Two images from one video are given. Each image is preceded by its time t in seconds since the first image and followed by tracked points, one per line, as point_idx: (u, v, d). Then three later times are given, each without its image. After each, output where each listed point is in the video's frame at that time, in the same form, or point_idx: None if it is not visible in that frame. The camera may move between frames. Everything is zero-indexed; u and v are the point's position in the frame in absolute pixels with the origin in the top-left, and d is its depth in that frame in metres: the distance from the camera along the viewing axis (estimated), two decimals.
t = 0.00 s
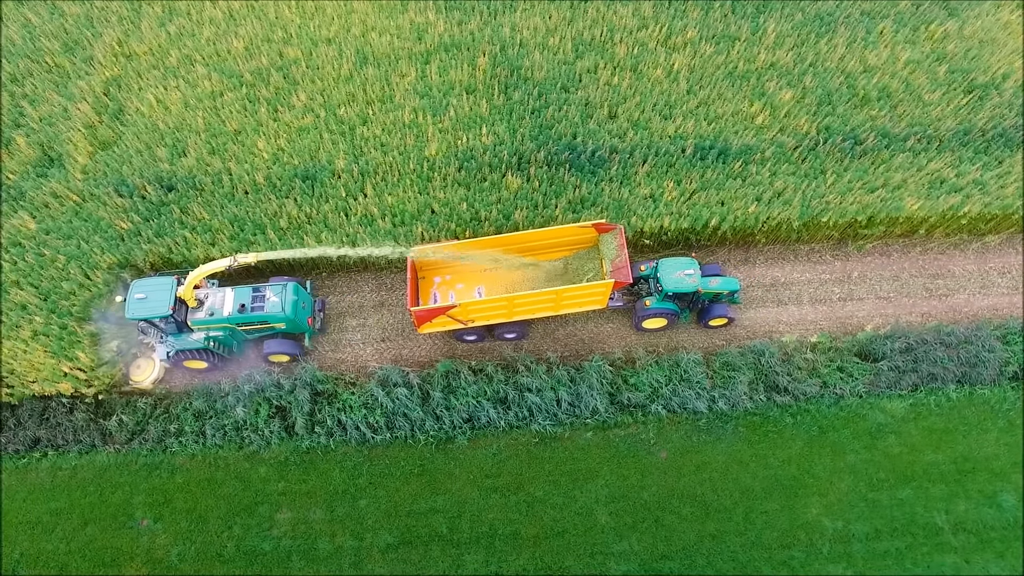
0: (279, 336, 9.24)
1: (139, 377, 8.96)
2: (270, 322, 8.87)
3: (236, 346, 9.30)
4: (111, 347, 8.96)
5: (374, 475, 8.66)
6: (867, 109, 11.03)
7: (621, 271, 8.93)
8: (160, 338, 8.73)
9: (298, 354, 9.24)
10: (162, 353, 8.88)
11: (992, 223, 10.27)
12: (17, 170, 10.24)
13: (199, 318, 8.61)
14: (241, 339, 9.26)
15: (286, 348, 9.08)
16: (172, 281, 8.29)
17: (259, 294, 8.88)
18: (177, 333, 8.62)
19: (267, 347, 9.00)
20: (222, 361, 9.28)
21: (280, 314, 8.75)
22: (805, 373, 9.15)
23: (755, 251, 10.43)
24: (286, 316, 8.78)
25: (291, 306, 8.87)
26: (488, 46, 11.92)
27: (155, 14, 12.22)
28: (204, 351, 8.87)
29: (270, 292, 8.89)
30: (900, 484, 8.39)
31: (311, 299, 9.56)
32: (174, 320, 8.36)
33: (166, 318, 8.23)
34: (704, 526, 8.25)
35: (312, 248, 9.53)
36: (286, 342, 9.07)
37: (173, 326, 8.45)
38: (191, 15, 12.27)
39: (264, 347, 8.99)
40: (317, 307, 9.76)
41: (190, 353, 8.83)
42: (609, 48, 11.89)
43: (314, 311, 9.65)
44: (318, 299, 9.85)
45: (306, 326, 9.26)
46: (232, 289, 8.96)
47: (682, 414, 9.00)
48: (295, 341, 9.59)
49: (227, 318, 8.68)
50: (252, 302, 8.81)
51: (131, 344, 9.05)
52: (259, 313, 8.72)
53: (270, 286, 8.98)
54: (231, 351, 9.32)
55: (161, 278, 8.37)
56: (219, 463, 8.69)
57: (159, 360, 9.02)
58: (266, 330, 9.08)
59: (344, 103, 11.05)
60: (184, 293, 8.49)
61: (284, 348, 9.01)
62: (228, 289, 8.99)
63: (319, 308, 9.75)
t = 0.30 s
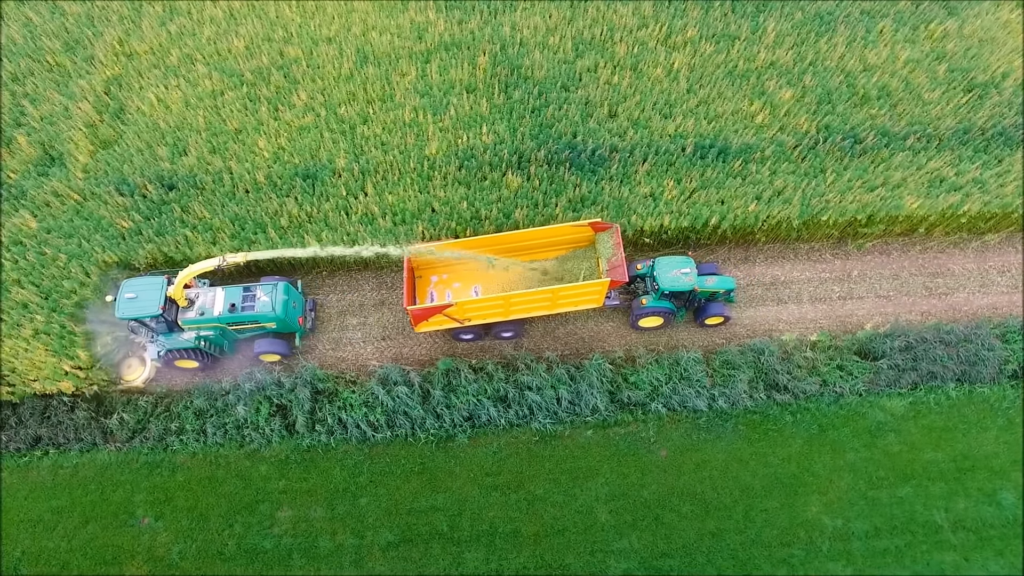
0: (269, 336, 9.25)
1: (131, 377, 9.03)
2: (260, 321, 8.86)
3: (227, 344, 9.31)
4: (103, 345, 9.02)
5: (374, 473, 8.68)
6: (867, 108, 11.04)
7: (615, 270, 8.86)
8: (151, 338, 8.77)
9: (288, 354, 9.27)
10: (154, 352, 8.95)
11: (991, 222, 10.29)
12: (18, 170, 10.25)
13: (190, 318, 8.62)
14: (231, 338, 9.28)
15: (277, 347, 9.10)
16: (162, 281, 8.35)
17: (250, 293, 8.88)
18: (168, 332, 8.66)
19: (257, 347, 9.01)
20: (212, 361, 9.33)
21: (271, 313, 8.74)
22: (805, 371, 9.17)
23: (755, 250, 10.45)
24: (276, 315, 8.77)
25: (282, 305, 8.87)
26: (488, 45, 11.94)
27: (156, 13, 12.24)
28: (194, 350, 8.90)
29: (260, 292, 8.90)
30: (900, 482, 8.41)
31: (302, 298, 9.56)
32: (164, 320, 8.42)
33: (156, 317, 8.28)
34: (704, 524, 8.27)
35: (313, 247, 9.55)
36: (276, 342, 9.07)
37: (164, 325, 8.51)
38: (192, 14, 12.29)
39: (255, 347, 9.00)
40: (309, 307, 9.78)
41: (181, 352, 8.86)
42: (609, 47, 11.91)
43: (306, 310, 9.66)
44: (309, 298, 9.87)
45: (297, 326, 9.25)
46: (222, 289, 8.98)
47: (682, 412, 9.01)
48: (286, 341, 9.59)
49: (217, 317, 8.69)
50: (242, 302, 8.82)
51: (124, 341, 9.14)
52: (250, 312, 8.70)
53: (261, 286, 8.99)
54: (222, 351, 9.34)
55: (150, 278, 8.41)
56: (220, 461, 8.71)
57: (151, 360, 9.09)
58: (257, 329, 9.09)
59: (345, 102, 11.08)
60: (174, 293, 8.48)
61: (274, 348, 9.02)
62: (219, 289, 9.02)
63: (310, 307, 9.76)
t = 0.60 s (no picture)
0: (260, 334, 9.24)
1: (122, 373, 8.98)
2: (251, 320, 8.83)
3: (218, 343, 9.27)
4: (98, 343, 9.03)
5: (375, 471, 8.69)
6: (866, 107, 11.05)
7: (611, 268, 8.96)
8: (141, 337, 8.74)
9: (279, 353, 9.21)
10: (144, 352, 8.89)
11: (991, 220, 10.31)
12: (19, 169, 10.27)
13: (180, 317, 8.59)
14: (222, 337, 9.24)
15: (268, 346, 9.04)
16: (152, 280, 8.42)
17: (240, 293, 8.82)
18: (158, 331, 8.64)
19: (248, 346, 8.95)
20: (204, 361, 9.32)
21: (261, 312, 8.72)
22: (805, 370, 9.19)
23: (755, 248, 10.47)
24: (267, 315, 8.75)
25: (272, 304, 8.86)
26: (488, 44, 11.96)
27: (156, 12, 12.26)
28: (185, 350, 8.84)
29: (251, 291, 8.86)
30: (899, 480, 8.43)
31: (293, 298, 9.55)
32: (155, 319, 8.43)
33: (146, 316, 8.34)
34: (704, 522, 8.28)
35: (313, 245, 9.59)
36: (267, 341, 9.03)
37: (154, 325, 8.51)
38: (192, 14, 12.31)
39: (246, 346, 8.94)
40: (300, 305, 9.78)
41: (173, 352, 8.83)
42: (609, 46, 11.94)
43: (297, 310, 9.66)
44: (300, 297, 9.88)
45: (288, 325, 9.26)
46: (213, 288, 8.92)
47: (682, 410, 9.03)
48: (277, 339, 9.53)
49: (208, 316, 8.63)
50: (233, 301, 8.76)
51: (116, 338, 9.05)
52: (241, 312, 8.67)
53: (252, 285, 8.94)
54: (214, 350, 9.33)
55: (141, 278, 8.47)
56: (221, 459, 8.72)
57: (142, 360, 8.99)
58: (247, 328, 9.06)
59: (345, 101, 11.10)
60: (165, 292, 8.44)
61: (266, 347, 8.97)
62: (209, 288, 8.94)
63: (301, 307, 9.75)
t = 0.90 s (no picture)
0: (251, 333, 9.29)
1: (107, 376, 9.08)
2: (241, 320, 8.88)
3: (208, 343, 9.31)
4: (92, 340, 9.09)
5: (376, 469, 8.71)
6: (866, 106, 11.06)
7: (604, 267, 8.91)
8: (132, 336, 8.75)
9: (270, 352, 9.28)
10: (136, 351, 8.93)
11: (990, 219, 10.33)
12: (20, 167, 10.28)
13: (171, 315, 8.61)
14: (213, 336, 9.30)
15: (259, 345, 9.13)
16: (143, 279, 8.39)
17: (231, 292, 8.86)
18: (149, 330, 8.66)
19: (239, 345, 9.02)
20: (195, 359, 9.38)
21: (251, 312, 8.75)
22: (805, 368, 9.20)
23: (755, 247, 10.49)
24: (257, 314, 8.78)
25: (263, 303, 8.88)
26: (489, 43, 11.97)
27: (157, 11, 12.28)
28: (177, 348, 8.90)
29: (241, 290, 8.88)
30: (900, 478, 8.44)
31: (284, 297, 9.53)
32: (145, 318, 8.40)
33: (137, 315, 8.32)
34: (705, 519, 8.30)
35: (314, 244, 9.62)
36: (258, 339, 9.10)
37: (145, 324, 8.49)
38: (193, 13, 12.32)
39: (237, 345, 9.02)
40: (291, 305, 9.76)
41: (164, 351, 8.87)
42: (610, 45, 11.95)
43: (287, 309, 9.65)
44: (290, 297, 9.88)
45: (279, 324, 9.25)
46: (203, 287, 8.95)
47: (682, 408, 9.06)
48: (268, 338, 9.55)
49: (198, 315, 8.68)
50: (224, 300, 8.82)
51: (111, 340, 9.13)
52: (231, 311, 8.72)
53: (242, 285, 8.96)
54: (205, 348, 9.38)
55: (132, 277, 8.45)
56: (222, 457, 8.74)
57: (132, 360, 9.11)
58: (238, 327, 9.10)
59: (346, 100, 11.12)
60: (156, 291, 8.48)
61: (257, 345, 9.06)
62: (200, 287, 8.98)
63: (292, 306, 9.76)
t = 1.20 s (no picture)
0: (243, 333, 9.30)
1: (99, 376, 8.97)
2: (232, 319, 8.90)
3: (199, 343, 9.31)
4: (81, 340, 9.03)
5: (377, 467, 8.73)
6: (866, 104, 11.08)
7: (596, 266, 8.96)
8: (123, 335, 8.78)
9: (262, 352, 9.29)
10: (127, 350, 8.87)
11: (990, 217, 10.34)
12: (21, 166, 10.29)
13: (162, 315, 8.66)
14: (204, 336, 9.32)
15: (251, 345, 9.11)
16: (134, 278, 8.42)
17: (222, 292, 8.89)
18: (140, 330, 8.70)
19: (230, 344, 9.01)
20: (186, 358, 9.39)
21: (242, 312, 8.77)
22: (805, 366, 9.21)
23: (755, 245, 10.51)
24: (248, 313, 8.79)
25: (254, 303, 8.89)
26: (489, 41, 11.99)
27: (158, 11, 12.30)
28: (167, 348, 8.92)
29: (233, 290, 8.90)
30: (900, 475, 8.46)
31: (275, 297, 9.55)
32: (136, 317, 8.45)
33: (128, 314, 8.33)
34: (705, 517, 8.31)
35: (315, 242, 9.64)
36: (250, 339, 9.08)
37: (136, 323, 8.55)
38: (193, 12, 12.34)
39: (228, 344, 9.02)
40: (283, 305, 9.77)
41: (154, 351, 8.89)
42: (610, 44, 11.97)
43: (279, 309, 9.65)
44: (283, 296, 9.88)
45: (271, 323, 9.27)
46: (194, 287, 8.96)
47: (682, 406, 9.08)
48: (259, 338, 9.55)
49: (189, 315, 8.72)
50: (214, 299, 8.84)
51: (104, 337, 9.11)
52: (222, 311, 8.74)
53: (233, 284, 8.98)
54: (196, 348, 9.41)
55: (123, 276, 8.47)
56: (223, 455, 8.76)
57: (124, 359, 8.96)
58: (229, 327, 9.11)
59: (346, 99, 11.15)
60: (146, 290, 8.53)
61: (248, 345, 9.02)
62: (191, 286, 8.99)
63: (284, 306, 9.75)
